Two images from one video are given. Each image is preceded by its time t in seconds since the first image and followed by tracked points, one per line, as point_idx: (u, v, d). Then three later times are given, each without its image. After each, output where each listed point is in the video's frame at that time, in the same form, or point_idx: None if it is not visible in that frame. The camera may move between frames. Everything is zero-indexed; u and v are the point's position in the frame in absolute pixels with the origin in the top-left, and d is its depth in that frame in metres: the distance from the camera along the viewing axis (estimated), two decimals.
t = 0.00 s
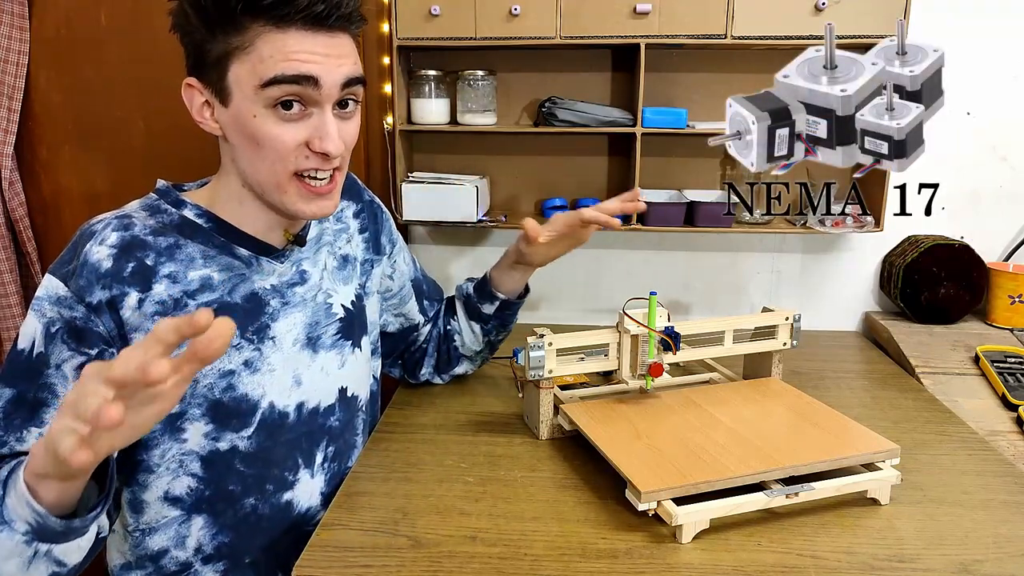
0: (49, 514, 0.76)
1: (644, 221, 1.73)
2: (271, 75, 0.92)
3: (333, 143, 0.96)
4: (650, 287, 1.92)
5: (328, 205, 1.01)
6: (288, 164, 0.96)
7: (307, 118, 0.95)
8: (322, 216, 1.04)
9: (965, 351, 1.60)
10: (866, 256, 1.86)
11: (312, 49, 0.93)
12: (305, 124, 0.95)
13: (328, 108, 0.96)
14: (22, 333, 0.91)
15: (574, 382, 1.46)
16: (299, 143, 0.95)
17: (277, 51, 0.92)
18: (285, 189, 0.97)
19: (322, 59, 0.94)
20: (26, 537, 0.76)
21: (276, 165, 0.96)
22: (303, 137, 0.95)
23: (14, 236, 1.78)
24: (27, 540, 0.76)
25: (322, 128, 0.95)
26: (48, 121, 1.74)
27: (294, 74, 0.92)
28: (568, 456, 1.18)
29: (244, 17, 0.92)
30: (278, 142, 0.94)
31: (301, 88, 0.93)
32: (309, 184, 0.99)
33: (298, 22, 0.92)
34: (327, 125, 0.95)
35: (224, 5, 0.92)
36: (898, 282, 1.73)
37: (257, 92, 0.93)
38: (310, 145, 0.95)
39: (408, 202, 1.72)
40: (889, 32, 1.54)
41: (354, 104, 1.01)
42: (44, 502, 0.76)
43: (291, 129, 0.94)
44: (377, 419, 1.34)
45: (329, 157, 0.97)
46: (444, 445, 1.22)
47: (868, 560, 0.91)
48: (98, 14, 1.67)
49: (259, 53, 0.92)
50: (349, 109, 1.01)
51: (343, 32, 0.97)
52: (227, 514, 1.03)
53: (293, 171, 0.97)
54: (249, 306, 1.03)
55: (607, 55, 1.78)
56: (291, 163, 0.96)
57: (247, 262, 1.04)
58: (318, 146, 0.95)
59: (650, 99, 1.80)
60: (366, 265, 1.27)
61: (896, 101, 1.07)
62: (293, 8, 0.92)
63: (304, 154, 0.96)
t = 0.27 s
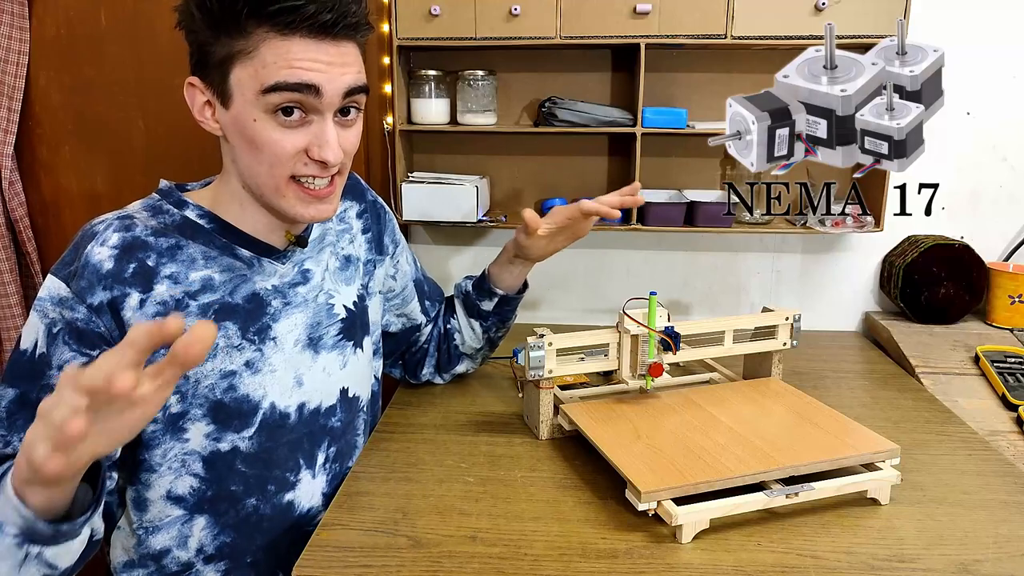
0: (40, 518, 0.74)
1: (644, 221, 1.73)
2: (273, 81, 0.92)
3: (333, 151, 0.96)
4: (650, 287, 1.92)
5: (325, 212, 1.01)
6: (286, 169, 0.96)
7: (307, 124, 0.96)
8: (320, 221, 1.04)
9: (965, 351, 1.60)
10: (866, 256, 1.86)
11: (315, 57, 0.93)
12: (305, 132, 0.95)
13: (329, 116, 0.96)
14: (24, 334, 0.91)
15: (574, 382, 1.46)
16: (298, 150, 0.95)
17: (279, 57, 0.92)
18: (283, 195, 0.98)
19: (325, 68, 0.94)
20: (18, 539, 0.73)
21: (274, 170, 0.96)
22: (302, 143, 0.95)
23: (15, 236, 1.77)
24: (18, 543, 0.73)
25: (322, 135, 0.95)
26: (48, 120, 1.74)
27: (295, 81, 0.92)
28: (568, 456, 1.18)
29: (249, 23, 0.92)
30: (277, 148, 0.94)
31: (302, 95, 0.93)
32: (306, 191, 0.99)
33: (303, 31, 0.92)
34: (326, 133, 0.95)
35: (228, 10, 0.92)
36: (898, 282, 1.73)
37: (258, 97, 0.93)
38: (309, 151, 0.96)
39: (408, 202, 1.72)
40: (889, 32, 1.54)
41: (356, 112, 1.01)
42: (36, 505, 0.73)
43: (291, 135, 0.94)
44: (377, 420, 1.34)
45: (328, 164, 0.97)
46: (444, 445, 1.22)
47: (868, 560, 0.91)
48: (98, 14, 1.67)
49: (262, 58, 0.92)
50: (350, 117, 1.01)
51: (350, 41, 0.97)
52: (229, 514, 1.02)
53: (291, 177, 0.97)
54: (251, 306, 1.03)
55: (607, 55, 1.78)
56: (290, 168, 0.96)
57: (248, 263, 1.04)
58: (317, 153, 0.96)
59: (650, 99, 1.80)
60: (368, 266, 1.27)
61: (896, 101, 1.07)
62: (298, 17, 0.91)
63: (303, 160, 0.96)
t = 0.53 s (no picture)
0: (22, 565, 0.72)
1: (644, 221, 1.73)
2: (270, 81, 0.92)
3: (332, 149, 0.96)
4: (650, 287, 1.92)
5: (326, 211, 1.02)
6: (286, 170, 0.96)
7: (305, 123, 0.95)
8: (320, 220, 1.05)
9: (965, 351, 1.60)
10: (866, 256, 1.86)
11: (310, 56, 0.93)
12: (303, 131, 0.95)
13: (327, 114, 0.96)
14: (25, 339, 0.91)
15: (574, 382, 1.46)
16: (297, 150, 0.95)
17: (276, 57, 0.92)
18: (284, 194, 0.98)
19: (321, 66, 0.93)
20: None
21: (273, 170, 0.96)
22: (301, 142, 0.95)
23: (15, 236, 1.78)
24: None
25: (321, 134, 0.95)
26: (48, 120, 1.74)
27: (292, 81, 0.92)
28: (567, 456, 1.18)
29: (246, 26, 0.92)
30: (277, 149, 0.94)
31: (299, 95, 0.93)
32: (307, 190, 0.99)
33: (298, 31, 0.92)
34: (324, 133, 0.95)
35: (225, 13, 0.92)
36: (898, 282, 1.73)
37: (256, 97, 0.93)
38: (308, 151, 0.96)
39: (408, 202, 1.72)
40: (889, 32, 1.54)
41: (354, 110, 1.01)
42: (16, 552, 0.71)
43: (290, 135, 0.95)
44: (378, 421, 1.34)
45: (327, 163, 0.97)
46: (444, 445, 1.22)
47: (868, 560, 0.91)
48: (98, 15, 1.67)
49: (258, 56, 0.92)
50: (348, 115, 1.01)
51: (346, 38, 0.97)
52: (230, 514, 1.03)
53: (291, 177, 0.97)
54: (251, 307, 1.04)
55: (607, 55, 1.78)
56: (289, 169, 0.96)
57: (248, 263, 1.04)
58: (316, 153, 0.96)
59: (650, 99, 1.80)
60: (368, 266, 1.27)
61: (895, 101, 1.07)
62: (293, 16, 0.91)
63: (302, 160, 0.96)
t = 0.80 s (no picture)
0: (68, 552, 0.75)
1: (644, 221, 1.72)
2: (282, 54, 0.93)
3: (345, 116, 0.99)
4: (650, 287, 1.92)
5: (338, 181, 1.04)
6: (301, 142, 0.97)
7: (316, 94, 0.97)
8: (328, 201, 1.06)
9: (965, 351, 1.60)
10: (866, 257, 1.86)
11: (313, 27, 0.95)
12: (316, 102, 0.97)
13: (335, 83, 0.98)
14: (21, 344, 0.91)
15: (574, 382, 1.46)
16: (313, 121, 0.96)
17: (283, 30, 0.93)
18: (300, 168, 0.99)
19: (321, 36, 0.95)
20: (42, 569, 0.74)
21: (289, 145, 0.97)
22: (315, 113, 0.97)
23: (15, 236, 1.78)
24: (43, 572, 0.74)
25: (333, 102, 0.97)
26: (48, 121, 1.74)
27: (304, 51, 0.94)
28: (568, 456, 1.18)
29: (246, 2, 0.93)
30: (293, 122, 0.95)
31: (311, 64, 0.95)
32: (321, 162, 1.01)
33: (296, 5, 0.94)
34: (337, 100, 0.98)
35: None
36: (898, 282, 1.73)
37: (269, 72, 0.94)
38: (322, 120, 0.97)
39: (408, 202, 1.72)
40: (889, 32, 1.54)
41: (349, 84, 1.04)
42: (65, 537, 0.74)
43: (304, 107, 0.96)
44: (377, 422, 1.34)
45: (339, 130, 1.00)
46: (444, 445, 1.22)
47: (868, 560, 0.91)
48: (98, 15, 1.67)
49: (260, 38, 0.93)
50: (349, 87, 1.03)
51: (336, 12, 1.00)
52: (228, 514, 1.02)
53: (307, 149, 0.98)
54: (249, 303, 1.04)
55: (607, 55, 1.78)
56: (305, 141, 0.97)
57: (244, 258, 1.04)
58: (331, 121, 0.98)
59: (650, 99, 1.80)
60: (365, 263, 1.27)
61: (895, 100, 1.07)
62: None
63: (317, 130, 0.98)
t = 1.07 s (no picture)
0: (88, 490, 0.79)
1: (644, 221, 1.72)
2: (301, 78, 0.93)
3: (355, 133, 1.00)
4: (649, 287, 1.92)
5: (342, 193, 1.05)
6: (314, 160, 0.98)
7: (328, 114, 0.97)
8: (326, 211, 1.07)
9: (965, 351, 1.60)
10: (866, 257, 1.86)
11: (325, 49, 0.95)
12: (328, 121, 0.97)
13: (344, 100, 0.99)
14: (22, 332, 0.93)
15: (574, 382, 1.46)
16: (326, 140, 0.97)
17: (300, 55, 0.93)
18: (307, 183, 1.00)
19: (328, 58, 0.95)
20: (64, 513, 0.79)
21: (301, 163, 0.98)
22: (328, 133, 0.97)
23: (14, 236, 1.78)
24: (65, 516, 0.79)
25: (344, 121, 0.98)
26: (48, 120, 1.74)
27: (322, 75, 0.94)
28: (568, 456, 1.18)
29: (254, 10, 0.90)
30: (307, 142, 0.96)
31: (327, 87, 0.95)
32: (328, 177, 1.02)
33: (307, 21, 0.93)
34: (349, 120, 0.99)
35: None
36: (898, 282, 1.73)
37: (286, 96, 0.93)
38: (334, 139, 0.98)
39: (408, 202, 1.72)
40: (889, 32, 1.55)
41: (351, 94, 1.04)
42: (86, 474, 0.79)
43: (316, 127, 0.96)
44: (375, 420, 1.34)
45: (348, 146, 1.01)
46: (444, 445, 1.22)
47: (868, 560, 0.91)
48: (98, 15, 1.67)
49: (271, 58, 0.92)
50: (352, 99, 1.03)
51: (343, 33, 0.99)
52: (224, 503, 1.03)
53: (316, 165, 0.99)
54: (244, 295, 1.03)
55: (607, 55, 1.78)
56: (317, 158, 0.98)
57: (239, 252, 1.04)
58: (342, 139, 0.99)
59: (650, 99, 1.80)
60: (358, 258, 1.26)
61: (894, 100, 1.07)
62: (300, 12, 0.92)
63: (328, 148, 0.98)
